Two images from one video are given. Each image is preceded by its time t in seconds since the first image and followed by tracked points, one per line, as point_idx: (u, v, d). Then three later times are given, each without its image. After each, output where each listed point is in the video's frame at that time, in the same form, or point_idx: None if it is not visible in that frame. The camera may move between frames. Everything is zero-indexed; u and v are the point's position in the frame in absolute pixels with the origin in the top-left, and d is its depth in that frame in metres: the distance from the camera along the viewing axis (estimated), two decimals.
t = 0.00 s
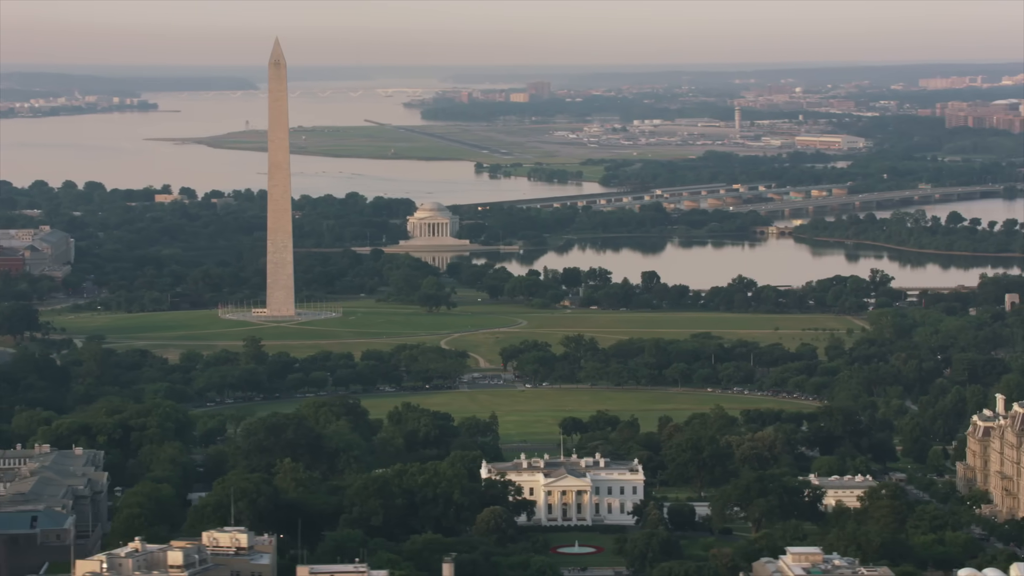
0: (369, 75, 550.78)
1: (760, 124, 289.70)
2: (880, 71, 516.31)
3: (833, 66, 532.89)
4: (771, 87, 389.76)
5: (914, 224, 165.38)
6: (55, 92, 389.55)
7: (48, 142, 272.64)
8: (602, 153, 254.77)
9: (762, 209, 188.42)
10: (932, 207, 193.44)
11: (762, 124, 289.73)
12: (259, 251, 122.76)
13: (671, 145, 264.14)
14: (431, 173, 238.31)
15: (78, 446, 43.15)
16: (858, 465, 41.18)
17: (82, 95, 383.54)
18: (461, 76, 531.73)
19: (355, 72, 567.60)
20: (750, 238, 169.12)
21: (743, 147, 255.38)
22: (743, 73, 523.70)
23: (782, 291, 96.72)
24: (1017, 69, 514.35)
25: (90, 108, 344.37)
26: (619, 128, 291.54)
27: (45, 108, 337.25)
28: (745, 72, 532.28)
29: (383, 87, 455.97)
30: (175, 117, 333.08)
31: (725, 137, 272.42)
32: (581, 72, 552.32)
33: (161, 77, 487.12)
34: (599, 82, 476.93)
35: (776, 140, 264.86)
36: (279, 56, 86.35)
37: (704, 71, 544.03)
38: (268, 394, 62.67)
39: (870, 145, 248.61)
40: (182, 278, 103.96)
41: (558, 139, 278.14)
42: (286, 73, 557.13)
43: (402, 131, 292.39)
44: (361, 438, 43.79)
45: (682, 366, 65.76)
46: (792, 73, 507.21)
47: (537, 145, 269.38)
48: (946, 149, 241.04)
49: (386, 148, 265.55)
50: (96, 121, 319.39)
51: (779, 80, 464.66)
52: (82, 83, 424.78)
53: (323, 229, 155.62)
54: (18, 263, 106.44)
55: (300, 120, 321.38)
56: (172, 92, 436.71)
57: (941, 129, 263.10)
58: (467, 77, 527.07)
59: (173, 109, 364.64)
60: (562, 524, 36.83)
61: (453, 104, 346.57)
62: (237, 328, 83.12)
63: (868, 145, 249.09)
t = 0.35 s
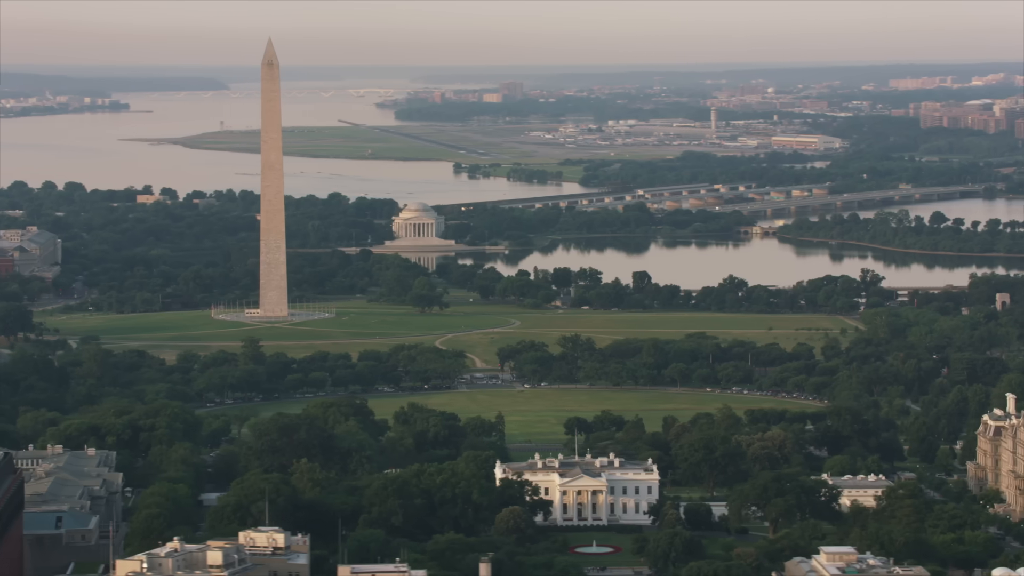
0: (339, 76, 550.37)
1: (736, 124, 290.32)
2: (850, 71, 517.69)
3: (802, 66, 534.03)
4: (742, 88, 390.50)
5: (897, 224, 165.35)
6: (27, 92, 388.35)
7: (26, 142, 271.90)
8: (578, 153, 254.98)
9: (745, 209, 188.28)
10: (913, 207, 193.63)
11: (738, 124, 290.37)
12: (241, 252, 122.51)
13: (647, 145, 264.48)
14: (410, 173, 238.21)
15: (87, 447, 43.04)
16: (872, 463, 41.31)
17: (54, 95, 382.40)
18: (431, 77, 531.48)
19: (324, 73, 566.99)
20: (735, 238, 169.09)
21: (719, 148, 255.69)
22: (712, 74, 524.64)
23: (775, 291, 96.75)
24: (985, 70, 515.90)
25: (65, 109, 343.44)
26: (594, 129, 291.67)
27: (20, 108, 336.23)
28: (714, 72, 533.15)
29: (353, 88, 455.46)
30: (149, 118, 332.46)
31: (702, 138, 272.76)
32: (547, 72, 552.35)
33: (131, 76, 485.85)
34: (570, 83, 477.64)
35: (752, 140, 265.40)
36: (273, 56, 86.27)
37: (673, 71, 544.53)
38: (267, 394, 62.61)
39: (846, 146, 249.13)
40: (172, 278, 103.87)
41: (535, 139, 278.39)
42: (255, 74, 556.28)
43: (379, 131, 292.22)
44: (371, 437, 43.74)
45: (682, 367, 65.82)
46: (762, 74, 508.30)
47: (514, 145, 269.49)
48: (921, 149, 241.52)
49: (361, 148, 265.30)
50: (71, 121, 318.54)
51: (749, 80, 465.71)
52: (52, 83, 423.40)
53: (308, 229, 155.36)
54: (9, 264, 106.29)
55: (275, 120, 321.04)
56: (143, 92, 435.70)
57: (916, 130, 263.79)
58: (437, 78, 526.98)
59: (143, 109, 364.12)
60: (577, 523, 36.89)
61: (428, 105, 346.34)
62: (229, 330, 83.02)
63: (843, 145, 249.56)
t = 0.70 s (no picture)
0: (309, 76, 549.06)
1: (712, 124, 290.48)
2: (821, 71, 517.44)
3: (772, 66, 534.28)
4: (715, 88, 390.44)
5: (882, 224, 165.07)
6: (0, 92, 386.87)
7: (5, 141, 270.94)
8: (557, 153, 254.84)
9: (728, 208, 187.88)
10: (895, 205, 193.37)
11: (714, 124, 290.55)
12: (225, 252, 122.15)
13: (624, 145, 264.39)
14: (389, 173, 237.91)
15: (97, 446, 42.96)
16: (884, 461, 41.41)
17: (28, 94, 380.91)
18: (403, 75, 529.71)
19: (293, 72, 565.51)
20: (719, 237, 168.81)
21: (696, 147, 255.62)
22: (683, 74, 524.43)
23: (765, 290, 96.85)
24: (955, 70, 516.57)
25: (40, 110, 342.22)
26: (570, 128, 291.52)
27: None
28: (685, 71, 532.55)
29: (323, 88, 454.27)
30: (125, 117, 331.52)
31: (678, 137, 272.79)
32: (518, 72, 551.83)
33: (101, 74, 483.07)
34: (542, 83, 477.19)
35: (729, 139, 265.43)
36: (265, 57, 86.15)
37: (646, 70, 543.38)
38: (267, 393, 62.65)
39: (823, 145, 249.35)
40: (164, 278, 103.68)
41: (512, 139, 278.24)
42: (224, 74, 554.54)
43: (357, 131, 291.87)
44: (382, 436, 43.74)
45: (681, 366, 65.90)
46: (733, 74, 508.04)
47: (492, 145, 269.27)
48: (898, 149, 241.79)
49: (338, 148, 264.87)
50: (48, 121, 317.45)
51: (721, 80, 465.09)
52: (23, 83, 421.61)
53: (294, 229, 154.99)
54: None
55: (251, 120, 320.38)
56: (113, 92, 434.05)
57: (892, 129, 264.08)
58: (408, 78, 526.08)
59: (115, 108, 362.81)
60: (593, 522, 36.94)
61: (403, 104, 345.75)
62: (222, 329, 82.88)
63: (820, 145, 249.72)
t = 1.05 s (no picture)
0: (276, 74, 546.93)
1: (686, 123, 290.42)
2: (787, 71, 517.09)
3: (740, 65, 533.80)
4: (685, 88, 389.86)
5: (863, 223, 165.18)
6: None
7: None
8: (534, 152, 254.51)
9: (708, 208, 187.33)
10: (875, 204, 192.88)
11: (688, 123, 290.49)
12: (210, 251, 121.65)
13: (598, 144, 264.13)
14: (367, 172, 237.47)
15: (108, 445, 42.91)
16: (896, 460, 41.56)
17: None
18: (369, 74, 527.16)
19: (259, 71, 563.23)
20: (702, 237, 168.35)
21: (671, 147, 255.40)
22: (650, 74, 523.41)
23: (755, 289, 96.86)
24: (922, 70, 516.54)
25: (12, 109, 340.53)
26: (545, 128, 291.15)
27: None
28: (653, 70, 531.51)
29: (292, 87, 452.47)
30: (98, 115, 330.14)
31: (652, 137, 272.68)
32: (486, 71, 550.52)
33: (66, 73, 479.60)
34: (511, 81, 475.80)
35: (704, 138, 265.35)
36: (258, 56, 85.99)
37: (612, 69, 541.85)
38: (267, 392, 62.76)
39: (799, 145, 249.41)
40: (154, 277, 103.36)
41: (487, 138, 277.79)
42: (190, 74, 552.03)
43: (332, 130, 291.18)
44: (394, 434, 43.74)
45: (680, 365, 66.02)
46: (701, 74, 507.08)
47: (470, 145, 268.79)
48: (873, 148, 241.94)
49: (314, 147, 264.23)
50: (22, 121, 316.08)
51: (691, 79, 463.95)
52: None
53: (277, 228, 154.52)
54: None
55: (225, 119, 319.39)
56: (81, 91, 431.72)
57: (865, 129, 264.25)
58: (375, 77, 524.44)
59: (84, 108, 360.71)
60: (611, 520, 36.98)
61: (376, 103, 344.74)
62: (215, 328, 82.73)
63: (794, 144, 249.71)
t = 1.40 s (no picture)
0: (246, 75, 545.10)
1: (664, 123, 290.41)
2: (758, 71, 516.98)
3: (711, 65, 533.58)
4: (659, 87, 389.42)
5: (846, 222, 165.29)
6: None
7: None
8: (513, 152, 254.24)
9: (688, 207, 187.22)
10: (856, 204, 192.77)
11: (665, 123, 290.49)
12: (195, 252, 121.24)
13: (576, 144, 264.04)
14: (347, 172, 237.14)
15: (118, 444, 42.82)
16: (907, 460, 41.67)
17: None
18: (340, 74, 525.60)
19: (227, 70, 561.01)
20: (685, 236, 168.32)
21: (648, 146, 255.34)
22: (622, 73, 522.57)
23: (747, 289, 96.96)
24: (893, 70, 516.68)
25: None
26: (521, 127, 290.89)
27: None
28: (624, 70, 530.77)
29: (262, 87, 450.72)
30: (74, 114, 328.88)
31: (629, 136, 272.71)
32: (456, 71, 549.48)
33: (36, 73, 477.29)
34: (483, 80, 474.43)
35: (682, 138, 265.41)
36: (250, 55, 85.81)
37: (584, 69, 541.20)
38: (266, 391, 62.79)
39: (777, 145, 249.54)
40: (144, 277, 103.09)
41: (465, 137, 277.41)
42: (160, 74, 549.54)
43: (311, 129, 290.60)
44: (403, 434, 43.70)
45: (679, 364, 66.13)
46: (673, 74, 506.28)
47: (450, 144, 268.37)
48: (850, 147, 242.22)
49: (294, 146, 263.63)
50: None
51: (664, 79, 463.70)
52: None
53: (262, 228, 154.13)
54: None
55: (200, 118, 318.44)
56: (52, 90, 429.61)
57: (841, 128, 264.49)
58: (346, 76, 523.12)
59: (57, 108, 358.90)
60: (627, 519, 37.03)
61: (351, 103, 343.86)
62: (207, 327, 82.59)
63: (771, 144, 249.82)
